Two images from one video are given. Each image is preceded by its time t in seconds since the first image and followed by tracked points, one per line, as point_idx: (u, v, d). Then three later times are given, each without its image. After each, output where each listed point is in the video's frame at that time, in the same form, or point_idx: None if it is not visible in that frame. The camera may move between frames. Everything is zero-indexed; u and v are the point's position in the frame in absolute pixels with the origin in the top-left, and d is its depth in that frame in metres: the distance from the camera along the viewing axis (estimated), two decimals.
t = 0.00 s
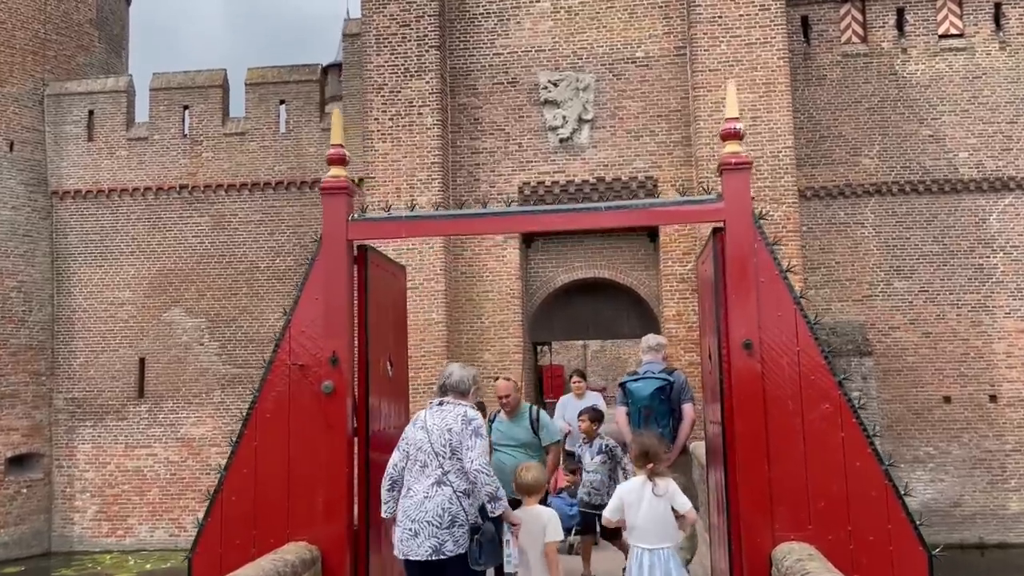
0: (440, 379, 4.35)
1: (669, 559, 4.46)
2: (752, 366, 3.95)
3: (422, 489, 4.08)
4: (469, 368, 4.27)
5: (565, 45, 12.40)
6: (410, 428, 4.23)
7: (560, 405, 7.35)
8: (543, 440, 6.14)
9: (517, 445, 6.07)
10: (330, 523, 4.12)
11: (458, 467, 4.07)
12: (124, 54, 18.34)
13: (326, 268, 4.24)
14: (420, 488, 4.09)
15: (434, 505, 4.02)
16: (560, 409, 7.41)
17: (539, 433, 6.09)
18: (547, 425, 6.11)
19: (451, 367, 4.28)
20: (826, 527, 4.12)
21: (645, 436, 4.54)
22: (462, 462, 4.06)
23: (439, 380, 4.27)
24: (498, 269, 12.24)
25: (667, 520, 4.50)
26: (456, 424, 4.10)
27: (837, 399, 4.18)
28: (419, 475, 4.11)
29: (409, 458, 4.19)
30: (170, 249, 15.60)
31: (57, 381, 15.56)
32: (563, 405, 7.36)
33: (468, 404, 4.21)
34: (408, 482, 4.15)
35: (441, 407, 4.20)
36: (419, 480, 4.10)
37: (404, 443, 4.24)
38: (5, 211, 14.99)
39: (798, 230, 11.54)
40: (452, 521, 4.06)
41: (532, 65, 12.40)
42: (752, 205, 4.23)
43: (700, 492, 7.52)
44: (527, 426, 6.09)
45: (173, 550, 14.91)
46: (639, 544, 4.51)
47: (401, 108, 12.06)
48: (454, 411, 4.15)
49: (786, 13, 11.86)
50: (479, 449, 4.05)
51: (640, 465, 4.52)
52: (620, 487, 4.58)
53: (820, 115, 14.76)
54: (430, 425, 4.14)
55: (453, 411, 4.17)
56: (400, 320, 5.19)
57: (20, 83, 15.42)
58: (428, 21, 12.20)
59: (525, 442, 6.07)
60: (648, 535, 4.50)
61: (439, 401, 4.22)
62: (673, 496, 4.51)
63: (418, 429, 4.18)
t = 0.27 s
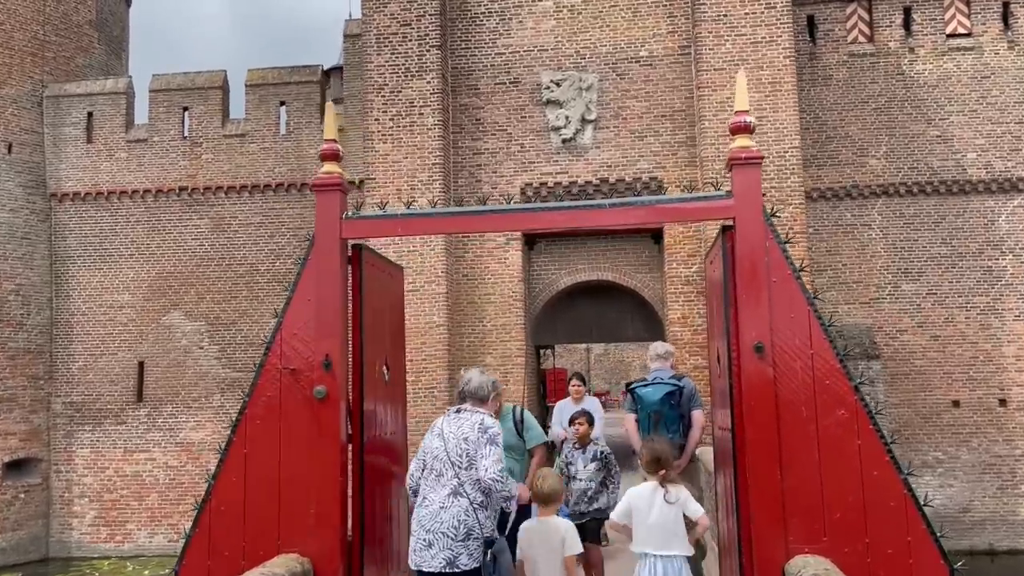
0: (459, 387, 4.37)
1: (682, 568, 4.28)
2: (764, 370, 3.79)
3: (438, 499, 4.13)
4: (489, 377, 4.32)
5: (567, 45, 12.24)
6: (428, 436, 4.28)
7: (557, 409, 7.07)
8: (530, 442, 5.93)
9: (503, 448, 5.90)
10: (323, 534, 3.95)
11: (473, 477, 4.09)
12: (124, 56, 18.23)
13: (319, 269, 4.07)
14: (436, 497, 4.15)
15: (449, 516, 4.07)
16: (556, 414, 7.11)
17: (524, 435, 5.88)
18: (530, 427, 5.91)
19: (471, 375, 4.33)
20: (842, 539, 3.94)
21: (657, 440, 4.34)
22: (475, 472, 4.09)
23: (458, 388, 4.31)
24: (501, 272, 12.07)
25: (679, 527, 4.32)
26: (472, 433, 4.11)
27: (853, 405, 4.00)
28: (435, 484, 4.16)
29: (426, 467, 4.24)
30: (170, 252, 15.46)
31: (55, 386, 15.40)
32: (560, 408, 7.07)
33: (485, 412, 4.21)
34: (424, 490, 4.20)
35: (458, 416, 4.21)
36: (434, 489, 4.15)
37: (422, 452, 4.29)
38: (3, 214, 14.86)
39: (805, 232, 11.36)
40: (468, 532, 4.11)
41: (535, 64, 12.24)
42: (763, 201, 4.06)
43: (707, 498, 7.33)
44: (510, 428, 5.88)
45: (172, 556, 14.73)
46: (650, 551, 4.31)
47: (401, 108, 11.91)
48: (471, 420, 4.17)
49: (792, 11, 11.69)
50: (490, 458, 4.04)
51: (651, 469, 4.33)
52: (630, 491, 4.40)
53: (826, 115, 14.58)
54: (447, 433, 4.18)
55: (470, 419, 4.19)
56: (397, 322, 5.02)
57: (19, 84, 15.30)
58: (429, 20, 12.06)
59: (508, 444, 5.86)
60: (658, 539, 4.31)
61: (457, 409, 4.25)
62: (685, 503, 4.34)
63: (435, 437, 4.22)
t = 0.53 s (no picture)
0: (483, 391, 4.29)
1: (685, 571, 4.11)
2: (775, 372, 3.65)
3: (456, 505, 4.08)
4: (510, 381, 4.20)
5: (571, 44, 12.09)
6: (447, 441, 4.20)
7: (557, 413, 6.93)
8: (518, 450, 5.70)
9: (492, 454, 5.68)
10: (316, 547, 3.79)
11: (494, 486, 4.03)
12: (124, 57, 18.13)
13: (312, 270, 3.93)
14: (454, 503, 4.09)
15: (466, 524, 4.01)
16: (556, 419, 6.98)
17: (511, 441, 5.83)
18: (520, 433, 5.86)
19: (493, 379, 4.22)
20: (856, 553, 3.78)
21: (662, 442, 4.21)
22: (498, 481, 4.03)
23: (481, 393, 4.21)
24: (503, 274, 11.92)
25: (682, 529, 4.17)
26: (494, 441, 4.04)
27: (868, 412, 3.84)
28: (454, 490, 4.10)
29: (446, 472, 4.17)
30: (170, 254, 15.35)
31: (55, 389, 15.29)
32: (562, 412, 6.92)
33: (508, 419, 4.12)
34: (443, 496, 4.15)
35: (480, 421, 4.13)
36: (453, 496, 4.09)
37: (441, 456, 4.21)
38: (2, 216, 14.76)
39: (812, 233, 11.19)
40: (485, 541, 4.04)
41: (537, 64, 12.10)
42: (773, 199, 3.91)
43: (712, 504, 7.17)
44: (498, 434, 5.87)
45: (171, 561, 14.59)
46: (653, 553, 4.17)
47: (403, 108, 11.78)
48: (492, 427, 4.08)
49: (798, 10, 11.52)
50: (521, 470, 4.01)
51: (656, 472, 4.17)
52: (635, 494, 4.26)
53: (832, 115, 14.41)
54: (467, 439, 4.10)
55: (492, 426, 4.10)
56: (394, 326, 4.88)
57: (18, 85, 15.21)
58: (430, 20, 11.93)
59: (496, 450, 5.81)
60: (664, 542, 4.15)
61: (478, 414, 4.16)
62: (691, 506, 4.19)
63: (455, 443, 4.14)
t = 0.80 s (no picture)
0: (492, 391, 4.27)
1: None
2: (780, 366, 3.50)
3: (457, 504, 4.04)
4: (516, 382, 4.17)
5: (573, 41, 11.95)
6: (453, 441, 4.18)
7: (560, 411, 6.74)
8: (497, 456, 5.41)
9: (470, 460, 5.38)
10: (304, 552, 3.64)
11: (495, 484, 3.98)
12: (125, 57, 18.05)
13: (300, 266, 3.78)
14: (455, 502, 4.05)
15: (466, 523, 3.96)
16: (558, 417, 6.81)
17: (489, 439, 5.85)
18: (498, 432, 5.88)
19: (498, 379, 4.18)
20: (866, 558, 3.61)
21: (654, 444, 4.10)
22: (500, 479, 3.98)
23: (486, 393, 4.18)
24: (505, 274, 11.76)
25: (678, 533, 4.02)
26: (496, 439, 4.00)
27: (879, 411, 3.67)
28: (456, 490, 4.06)
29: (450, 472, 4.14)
30: (170, 255, 15.23)
31: (54, 391, 15.19)
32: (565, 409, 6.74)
33: (513, 419, 4.08)
34: (447, 495, 4.11)
35: (483, 420, 4.10)
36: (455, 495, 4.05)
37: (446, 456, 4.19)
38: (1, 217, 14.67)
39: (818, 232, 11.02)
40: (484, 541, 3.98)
41: (539, 61, 11.96)
42: (779, 189, 3.75)
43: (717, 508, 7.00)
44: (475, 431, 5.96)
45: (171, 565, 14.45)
46: (649, 559, 4.02)
47: (403, 106, 11.65)
48: (495, 425, 4.05)
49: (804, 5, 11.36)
50: (525, 468, 3.98)
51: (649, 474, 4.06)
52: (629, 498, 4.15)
53: (838, 113, 14.24)
54: (470, 438, 4.06)
55: (495, 425, 4.06)
56: (387, 324, 4.73)
57: (17, 85, 15.12)
58: (431, 17, 11.80)
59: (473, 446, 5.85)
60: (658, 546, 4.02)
61: (482, 413, 4.13)
62: (687, 510, 4.06)
63: (458, 442, 4.11)
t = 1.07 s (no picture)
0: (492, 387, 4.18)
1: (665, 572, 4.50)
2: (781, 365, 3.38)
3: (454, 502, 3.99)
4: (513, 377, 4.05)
5: (573, 39, 11.83)
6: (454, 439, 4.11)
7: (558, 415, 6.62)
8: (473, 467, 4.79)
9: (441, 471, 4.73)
10: (287, 559, 3.54)
11: (487, 481, 3.90)
12: (124, 59, 17.98)
13: (283, 263, 3.67)
14: (453, 501, 4.00)
15: (462, 520, 3.91)
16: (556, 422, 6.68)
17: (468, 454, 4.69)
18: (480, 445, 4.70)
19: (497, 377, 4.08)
20: (871, 565, 3.48)
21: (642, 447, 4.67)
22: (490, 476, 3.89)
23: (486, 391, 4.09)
24: (505, 274, 11.64)
25: (661, 532, 4.60)
26: (488, 435, 3.90)
27: (885, 413, 3.54)
28: (453, 487, 4.00)
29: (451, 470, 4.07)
30: (168, 257, 15.14)
31: (52, 394, 15.10)
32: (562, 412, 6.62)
33: (507, 414, 3.98)
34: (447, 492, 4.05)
35: (479, 417, 4.01)
36: (453, 492, 3.99)
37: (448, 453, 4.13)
38: None
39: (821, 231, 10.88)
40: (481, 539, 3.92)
41: (539, 59, 11.84)
42: (779, 182, 3.63)
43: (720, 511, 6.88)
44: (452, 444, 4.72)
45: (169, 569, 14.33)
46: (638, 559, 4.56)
47: (401, 105, 11.54)
48: (489, 422, 3.95)
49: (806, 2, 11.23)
50: (512, 463, 3.87)
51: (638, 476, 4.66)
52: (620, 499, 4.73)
53: (841, 111, 14.08)
54: (467, 437, 3.99)
55: (489, 421, 3.96)
56: (377, 323, 4.62)
57: (15, 87, 15.05)
58: (429, 15, 11.69)
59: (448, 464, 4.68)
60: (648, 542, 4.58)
61: (480, 410, 4.04)
62: (670, 512, 4.65)
63: (458, 440, 4.04)
